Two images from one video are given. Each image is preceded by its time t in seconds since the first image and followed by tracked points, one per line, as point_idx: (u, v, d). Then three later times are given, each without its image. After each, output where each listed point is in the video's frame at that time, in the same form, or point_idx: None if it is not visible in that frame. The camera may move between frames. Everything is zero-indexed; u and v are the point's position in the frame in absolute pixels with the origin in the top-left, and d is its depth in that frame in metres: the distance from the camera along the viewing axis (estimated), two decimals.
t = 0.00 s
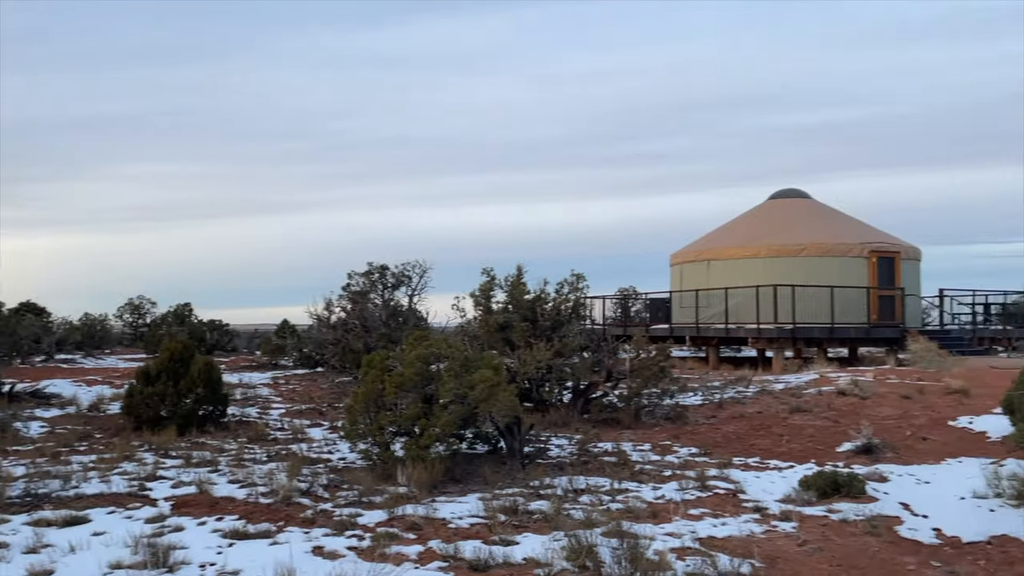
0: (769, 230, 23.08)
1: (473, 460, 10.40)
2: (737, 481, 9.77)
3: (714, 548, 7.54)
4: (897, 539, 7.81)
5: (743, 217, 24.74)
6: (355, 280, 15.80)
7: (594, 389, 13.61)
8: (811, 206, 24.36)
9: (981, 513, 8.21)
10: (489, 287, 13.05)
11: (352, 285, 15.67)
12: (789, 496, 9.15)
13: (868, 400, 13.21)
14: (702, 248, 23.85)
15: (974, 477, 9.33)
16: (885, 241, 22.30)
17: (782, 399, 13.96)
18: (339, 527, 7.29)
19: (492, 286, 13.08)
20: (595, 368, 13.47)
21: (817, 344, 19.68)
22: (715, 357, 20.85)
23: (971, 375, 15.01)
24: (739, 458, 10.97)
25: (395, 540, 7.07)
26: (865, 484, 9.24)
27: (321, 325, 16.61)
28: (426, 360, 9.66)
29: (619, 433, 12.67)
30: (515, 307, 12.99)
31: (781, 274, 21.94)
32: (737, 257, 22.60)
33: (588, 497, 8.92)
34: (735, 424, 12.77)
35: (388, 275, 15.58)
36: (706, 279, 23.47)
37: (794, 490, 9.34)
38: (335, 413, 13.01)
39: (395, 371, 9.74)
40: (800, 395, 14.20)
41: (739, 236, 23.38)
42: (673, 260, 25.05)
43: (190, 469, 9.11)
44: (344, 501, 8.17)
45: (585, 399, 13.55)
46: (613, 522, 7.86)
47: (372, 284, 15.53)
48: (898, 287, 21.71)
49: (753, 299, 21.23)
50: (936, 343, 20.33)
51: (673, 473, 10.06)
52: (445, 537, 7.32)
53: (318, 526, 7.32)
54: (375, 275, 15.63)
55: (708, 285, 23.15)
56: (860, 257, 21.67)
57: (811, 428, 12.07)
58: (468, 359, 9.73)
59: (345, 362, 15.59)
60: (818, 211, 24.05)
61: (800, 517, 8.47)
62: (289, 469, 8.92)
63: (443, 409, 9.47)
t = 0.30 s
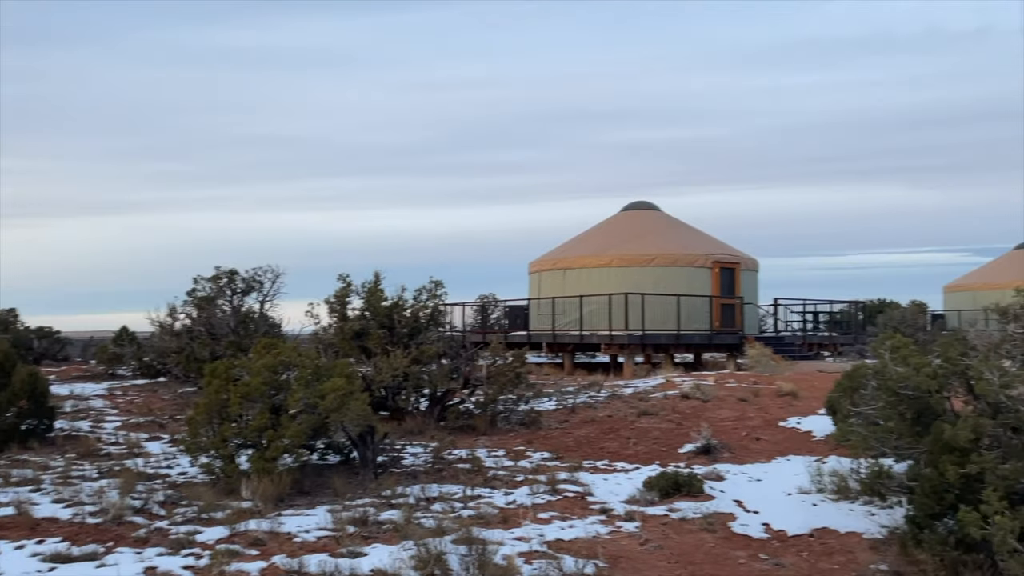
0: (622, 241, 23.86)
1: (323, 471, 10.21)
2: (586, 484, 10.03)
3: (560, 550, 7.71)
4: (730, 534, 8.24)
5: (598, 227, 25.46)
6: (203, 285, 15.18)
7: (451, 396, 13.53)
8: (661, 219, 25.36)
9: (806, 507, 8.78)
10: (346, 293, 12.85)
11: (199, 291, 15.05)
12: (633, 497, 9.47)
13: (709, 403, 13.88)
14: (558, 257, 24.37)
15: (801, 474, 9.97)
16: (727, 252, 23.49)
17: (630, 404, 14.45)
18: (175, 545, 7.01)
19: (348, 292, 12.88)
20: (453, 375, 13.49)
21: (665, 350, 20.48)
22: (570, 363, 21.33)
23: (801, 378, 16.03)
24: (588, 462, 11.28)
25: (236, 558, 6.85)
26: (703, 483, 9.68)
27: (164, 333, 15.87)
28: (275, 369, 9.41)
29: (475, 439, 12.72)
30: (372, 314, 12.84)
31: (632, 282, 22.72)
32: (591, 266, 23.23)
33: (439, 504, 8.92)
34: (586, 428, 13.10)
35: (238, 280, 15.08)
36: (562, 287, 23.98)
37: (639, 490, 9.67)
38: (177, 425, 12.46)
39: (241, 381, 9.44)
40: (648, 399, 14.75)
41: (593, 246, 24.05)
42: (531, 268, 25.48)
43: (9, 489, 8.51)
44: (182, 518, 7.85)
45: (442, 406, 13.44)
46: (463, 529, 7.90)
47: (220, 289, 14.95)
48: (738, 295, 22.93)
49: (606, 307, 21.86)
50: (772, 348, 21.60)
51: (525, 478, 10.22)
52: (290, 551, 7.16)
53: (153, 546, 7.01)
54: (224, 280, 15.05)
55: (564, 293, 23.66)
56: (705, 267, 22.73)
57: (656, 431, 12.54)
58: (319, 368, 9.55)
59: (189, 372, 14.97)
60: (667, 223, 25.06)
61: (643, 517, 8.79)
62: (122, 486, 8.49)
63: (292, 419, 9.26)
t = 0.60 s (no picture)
0: (499, 248, 24.02)
1: (184, 485, 9.81)
2: (460, 491, 10.02)
3: (431, 559, 7.66)
4: (599, 536, 8.39)
5: (476, 234, 25.55)
6: (53, 289, 14.31)
7: (323, 405, 13.29)
8: (537, 226, 25.69)
9: (671, 507, 9.05)
10: (211, 299, 12.39)
11: (50, 295, 14.19)
12: (506, 502, 9.51)
13: (582, 407, 14.13)
14: (436, 263, 24.31)
15: (667, 474, 10.28)
16: (601, 260, 24.03)
17: (506, 409, 14.53)
18: (16, 570, 6.58)
19: (214, 298, 12.43)
20: (325, 384, 13.20)
21: (541, 356, 20.73)
22: (447, 369, 21.29)
23: (669, 382, 16.55)
24: (462, 468, 11.26)
25: None
26: (574, 486, 9.83)
27: (9, 341, 14.88)
28: (131, 378, 8.96)
29: (347, 448, 12.49)
30: (240, 320, 12.44)
31: (509, 289, 22.90)
32: (469, 273, 23.28)
33: (308, 516, 8.71)
34: (461, 434, 13.09)
35: (93, 285, 14.32)
36: (439, 293, 23.93)
37: (512, 496, 9.72)
38: (23, 440, 11.70)
39: (92, 392, 8.95)
40: (523, 404, 14.88)
41: (470, 253, 24.12)
42: (409, 274, 25.32)
43: None
44: (25, 540, 7.37)
45: (314, 415, 13.22)
46: (332, 541, 7.74)
47: (73, 294, 14.13)
48: (611, 302, 23.48)
49: (484, 313, 21.95)
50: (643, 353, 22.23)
51: (398, 487, 10.12)
52: (145, 571, 6.84)
53: None
54: (76, 284, 14.27)
55: (441, 300, 23.62)
56: (580, 275, 23.17)
57: (531, 436, 12.66)
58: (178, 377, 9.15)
59: (37, 383, 14.09)
60: (543, 230, 25.41)
61: (516, 521, 8.83)
62: None
63: (149, 432, 8.84)
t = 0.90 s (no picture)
0: (394, 253, 23.78)
1: (54, 503, 9.28)
2: (351, 501, 9.82)
3: (319, 572, 7.47)
4: (493, 542, 8.36)
5: (370, 239, 25.23)
6: None
7: (207, 415, 12.83)
8: (433, 232, 25.57)
9: (563, 511, 9.10)
10: (86, 305, 11.79)
11: None
12: (399, 511, 9.36)
13: (477, 413, 14.10)
14: (329, 268, 23.87)
15: (560, 479, 10.35)
16: (497, 266, 24.09)
17: (400, 417, 14.36)
18: None
19: (89, 304, 11.83)
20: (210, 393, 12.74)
21: (437, 362, 20.61)
22: (341, 377, 20.91)
23: (563, 387, 16.73)
24: (354, 478, 11.05)
25: None
26: (468, 493, 9.78)
27: None
28: None
29: (233, 460, 12.08)
30: (117, 328, 11.90)
31: (405, 295, 22.69)
32: (363, 278, 22.95)
33: (190, 533, 8.37)
34: (354, 443, 12.86)
35: None
36: (332, 299, 23.50)
37: (405, 504, 9.59)
38: None
39: None
40: (417, 411, 14.74)
41: (364, 258, 23.79)
42: (301, 280, 24.78)
43: None
44: None
45: (197, 426, 12.75)
46: (215, 557, 7.44)
47: None
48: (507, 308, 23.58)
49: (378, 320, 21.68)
50: (538, 359, 22.42)
51: (286, 499, 9.84)
52: None
53: None
54: None
55: (335, 306, 23.20)
56: (476, 281, 23.17)
57: (425, 443, 12.54)
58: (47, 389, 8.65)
59: None
60: (440, 236, 25.30)
61: (408, 530, 8.71)
62: None
63: (13, 447, 8.31)
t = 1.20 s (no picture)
0: (304, 258, 23.28)
1: None
2: (256, 514, 9.51)
3: None
4: (403, 551, 8.22)
5: (278, 243, 24.65)
6: None
7: (102, 427, 12.26)
8: (344, 236, 25.17)
9: (476, 517, 9.02)
10: None
11: None
12: (306, 523, 9.11)
13: (389, 421, 13.89)
14: (234, 273, 23.20)
15: (472, 485, 10.26)
16: (409, 271, 23.85)
17: (308, 425, 14.03)
18: None
19: None
20: (105, 404, 12.17)
21: (347, 369, 20.25)
22: (246, 385, 20.32)
23: (476, 392, 16.66)
24: (260, 490, 10.71)
25: None
26: (378, 502, 9.59)
27: None
28: None
29: (130, 473, 11.56)
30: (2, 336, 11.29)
31: (313, 300, 22.24)
32: (270, 283, 22.39)
33: (82, 551, 7.95)
34: (260, 453, 12.48)
35: None
36: (237, 305, 22.85)
37: (313, 516, 9.33)
38: None
39: None
40: (327, 419, 14.43)
41: (271, 263, 23.22)
42: (205, 285, 24.02)
43: None
44: None
45: (91, 439, 12.17)
46: None
47: None
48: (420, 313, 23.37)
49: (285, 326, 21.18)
50: (450, 365, 22.28)
51: (187, 513, 9.46)
52: None
53: None
54: None
55: (240, 312, 22.56)
56: (388, 286, 22.89)
57: (334, 452, 12.27)
58: None
59: None
60: (351, 241, 24.92)
61: (316, 543, 8.46)
62: None
63: None
